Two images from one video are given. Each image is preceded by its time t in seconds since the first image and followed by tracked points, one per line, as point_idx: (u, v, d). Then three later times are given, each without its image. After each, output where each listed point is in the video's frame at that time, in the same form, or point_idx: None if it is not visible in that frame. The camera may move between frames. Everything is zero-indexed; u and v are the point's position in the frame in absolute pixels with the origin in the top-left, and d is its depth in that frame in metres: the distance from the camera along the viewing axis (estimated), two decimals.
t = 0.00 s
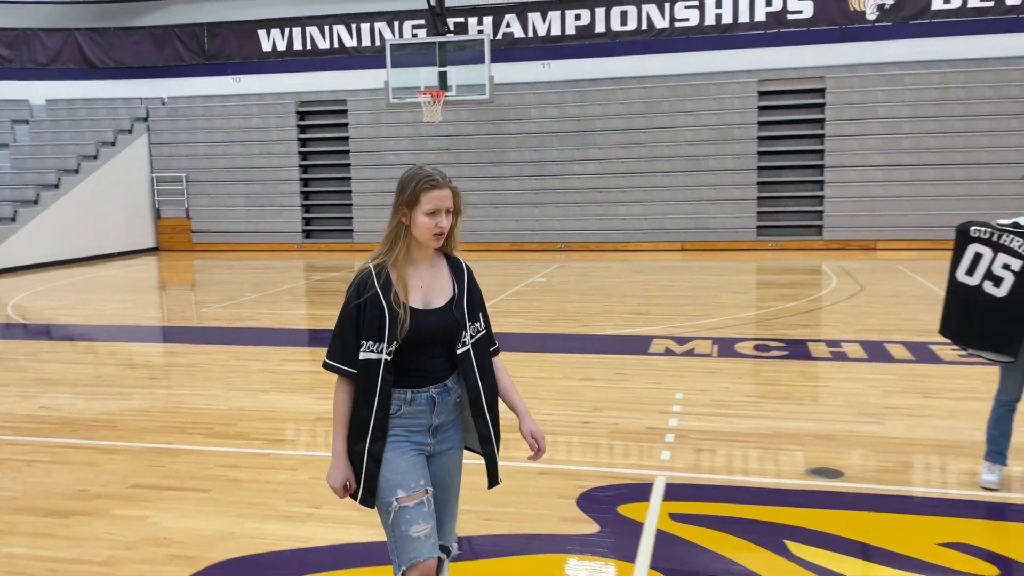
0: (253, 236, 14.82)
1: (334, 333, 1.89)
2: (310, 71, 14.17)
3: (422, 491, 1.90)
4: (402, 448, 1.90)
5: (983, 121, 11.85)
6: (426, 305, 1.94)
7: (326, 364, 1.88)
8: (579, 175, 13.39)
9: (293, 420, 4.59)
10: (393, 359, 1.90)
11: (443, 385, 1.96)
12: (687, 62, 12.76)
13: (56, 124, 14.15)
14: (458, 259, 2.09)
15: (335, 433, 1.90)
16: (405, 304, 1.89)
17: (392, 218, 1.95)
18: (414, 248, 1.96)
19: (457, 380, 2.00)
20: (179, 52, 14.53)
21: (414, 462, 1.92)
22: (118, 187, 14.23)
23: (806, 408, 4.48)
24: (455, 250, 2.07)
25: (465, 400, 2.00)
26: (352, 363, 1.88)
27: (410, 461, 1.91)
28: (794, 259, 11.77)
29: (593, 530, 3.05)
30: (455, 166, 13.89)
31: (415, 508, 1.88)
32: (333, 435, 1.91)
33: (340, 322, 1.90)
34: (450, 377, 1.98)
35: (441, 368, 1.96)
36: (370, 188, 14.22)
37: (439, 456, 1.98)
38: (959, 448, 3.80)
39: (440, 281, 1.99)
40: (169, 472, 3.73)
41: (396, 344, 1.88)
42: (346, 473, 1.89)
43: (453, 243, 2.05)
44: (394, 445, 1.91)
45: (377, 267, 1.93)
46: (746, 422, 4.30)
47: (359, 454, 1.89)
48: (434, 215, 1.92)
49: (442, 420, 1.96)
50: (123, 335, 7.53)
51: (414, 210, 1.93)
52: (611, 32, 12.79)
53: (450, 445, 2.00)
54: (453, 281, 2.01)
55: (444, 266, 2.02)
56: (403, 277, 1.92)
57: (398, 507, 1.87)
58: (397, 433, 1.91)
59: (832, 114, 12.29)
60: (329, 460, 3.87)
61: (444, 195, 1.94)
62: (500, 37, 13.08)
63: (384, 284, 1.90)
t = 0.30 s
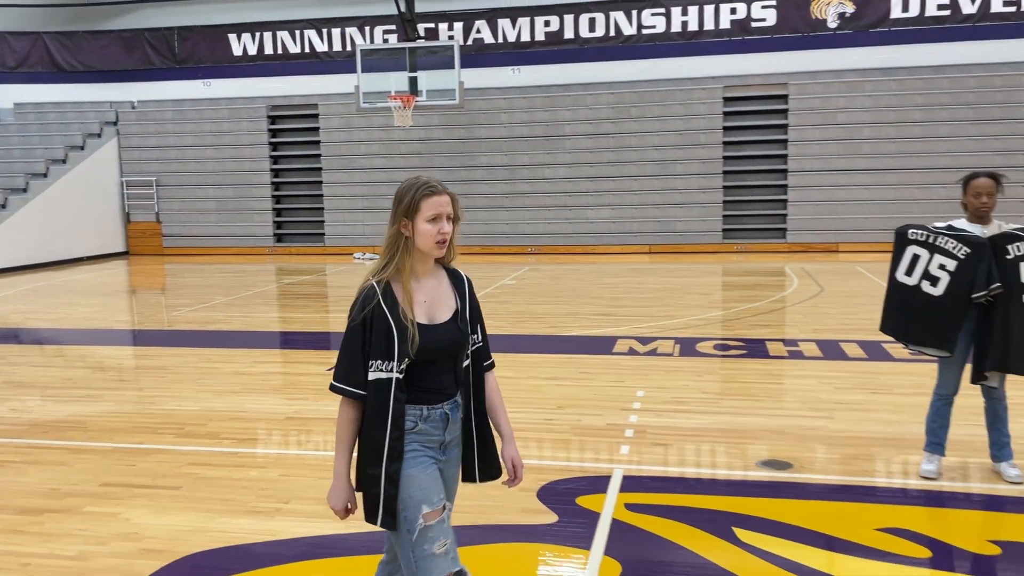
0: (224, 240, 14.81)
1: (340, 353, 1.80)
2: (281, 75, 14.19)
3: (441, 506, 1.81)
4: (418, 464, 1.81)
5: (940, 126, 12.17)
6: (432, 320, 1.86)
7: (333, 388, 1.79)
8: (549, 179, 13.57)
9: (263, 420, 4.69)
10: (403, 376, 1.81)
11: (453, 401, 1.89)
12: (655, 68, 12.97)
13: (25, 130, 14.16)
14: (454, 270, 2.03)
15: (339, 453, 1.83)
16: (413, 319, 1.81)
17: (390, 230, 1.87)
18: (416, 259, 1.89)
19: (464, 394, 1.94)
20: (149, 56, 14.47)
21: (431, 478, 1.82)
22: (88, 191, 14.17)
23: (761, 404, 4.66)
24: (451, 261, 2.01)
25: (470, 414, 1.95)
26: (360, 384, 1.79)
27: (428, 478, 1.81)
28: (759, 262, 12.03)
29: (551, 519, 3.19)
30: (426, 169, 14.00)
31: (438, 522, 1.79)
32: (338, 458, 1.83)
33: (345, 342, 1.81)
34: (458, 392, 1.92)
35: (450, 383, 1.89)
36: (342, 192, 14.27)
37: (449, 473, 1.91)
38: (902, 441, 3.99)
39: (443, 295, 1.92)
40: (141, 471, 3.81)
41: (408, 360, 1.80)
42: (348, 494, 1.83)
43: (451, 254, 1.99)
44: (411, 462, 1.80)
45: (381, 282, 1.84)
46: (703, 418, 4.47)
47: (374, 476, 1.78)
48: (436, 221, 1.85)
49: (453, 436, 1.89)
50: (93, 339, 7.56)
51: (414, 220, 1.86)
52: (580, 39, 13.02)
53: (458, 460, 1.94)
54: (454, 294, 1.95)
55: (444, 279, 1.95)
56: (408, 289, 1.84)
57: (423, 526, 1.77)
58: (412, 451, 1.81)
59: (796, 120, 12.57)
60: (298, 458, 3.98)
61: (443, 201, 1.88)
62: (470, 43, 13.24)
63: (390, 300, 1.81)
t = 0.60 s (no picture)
0: (196, 243, 14.80)
1: (351, 348, 1.74)
2: (254, 78, 14.19)
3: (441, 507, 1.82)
4: (426, 464, 1.80)
5: (902, 130, 12.47)
6: (438, 313, 1.84)
7: (340, 384, 1.72)
8: (521, 182, 13.71)
9: (235, 419, 4.77)
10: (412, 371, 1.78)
11: (457, 395, 1.88)
12: (626, 72, 13.15)
13: None
14: (457, 264, 2.00)
15: (370, 456, 1.73)
16: (421, 311, 1.78)
17: (395, 222, 1.84)
18: (421, 252, 1.86)
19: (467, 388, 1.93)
20: (121, 59, 14.38)
21: (437, 476, 1.82)
22: (59, 194, 14.10)
23: (721, 399, 4.82)
24: (454, 255, 1.99)
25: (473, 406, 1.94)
26: (374, 379, 1.74)
27: (434, 475, 1.81)
28: (727, 263, 12.24)
29: (515, 509, 3.32)
30: (399, 172, 14.07)
31: (434, 530, 1.81)
32: (369, 460, 1.74)
33: (355, 337, 1.75)
34: (461, 387, 1.90)
35: (453, 376, 1.88)
36: (315, 195, 14.31)
37: (461, 466, 1.89)
38: (854, 434, 4.16)
39: (448, 289, 1.89)
40: (115, 468, 3.88)
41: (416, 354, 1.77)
42: (394, 494, 1.74)
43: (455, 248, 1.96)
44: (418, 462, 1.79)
45: (387, 275, 1.80)
46: (665, 413, 4.62)
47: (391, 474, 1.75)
48: (442, 211, 1.83)
49: (459, 430, 1.87)
50: (65, 341, 7.59)
51: (420, 210, 1.84)
52: (552, 43, 13.14)
53: (469, 450, 1.92)
54: (460, 289, 1.93)
55: (447, 273, 1.93)
56: (413, 282, 1.81)
57: (416, 528, 1.79)
58: (421, 451, 1.80)
59: (763, 124, 12.81)
60: (270, 454, 4.07)
61: (448, 191, 1.85)
62: (443, 47, 13.35)
63: (398, 293, 1.77)
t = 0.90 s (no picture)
0: (167, 245, 14.76)
1: (367, 349, 1.78)
2: (226, 80, 14.18)
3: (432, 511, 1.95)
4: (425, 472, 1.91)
5: (865, 134, 12.76)
6: (447, 321, 1.92)
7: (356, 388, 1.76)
8: (493, 184, 13.84)
9: (206, 418, 4.84)
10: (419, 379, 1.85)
11: (461, 403, 1.96)
12: (597, 77, 13.32)
13: None
14: (462, 275, 2.08)
15: (407, 457, 1.77)
16: (430, 317, 1.85)
17: (407, 230, 1.92)
18: (433, 258, 1.93)
19: (472, 396, 2.00)
20: (91, 61, 14.33)
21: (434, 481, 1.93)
22: (28, 196, 14.01)
23: (681, 395, 4.99)
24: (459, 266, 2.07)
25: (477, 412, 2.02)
26: (396, 384, 1.78)
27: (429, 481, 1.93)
28: (696, 265, 12.45)
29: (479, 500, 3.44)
30: (372, 175, 14.13)
31: (419, 536, 1.94)
32: (408, 462, 1.77)
33: (370, 339, 1.79)
34: (466, 394, 1.98)
35: (456, 385, 1.96)
36: (288, 197, 14.33)
37: (466, 472, 1.97)
38: (806, 427, 4.34)
39: (455, 297, 1.97)
40: (86, 465, 3.95)
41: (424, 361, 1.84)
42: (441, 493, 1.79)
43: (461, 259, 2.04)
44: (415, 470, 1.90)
45: (400, 281, 1.87)
46: (627, 408, 4.77)
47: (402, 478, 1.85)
48: (454, 218, 1.91)
49: (462, 437, 1.95)
50: (35, 343, 7.60)
51: (433, 217, 1.91)
52: (524, 47, 13.29)
53: (474, 456, 1.99)
54: (467, 298, 2.01)
55: (455, 281, 2.01)
56: (425, 289, 1.88)
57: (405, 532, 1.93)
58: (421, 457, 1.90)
59: (730, 128, 13.06)
60: (241, 451, 4.16)
61: (459, 199, 1.94)
62: (415, 51, 13.45)
63: (410, 298, 1.84)
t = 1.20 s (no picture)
0: (145, 247, 14.74)
1: (395, 351, 1.88)
2: (203, 81, 14.19)
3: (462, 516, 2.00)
4: (453, 474, 1.96)
5: (835, 137, 12.99)
6: (477, 321, 1.98)
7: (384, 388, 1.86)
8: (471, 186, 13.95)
9: (180, 417, 4.91)
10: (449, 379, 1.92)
11: (492, 405, 2.01)
12: (573, 79, 13.45)
13: None
14: (496, 275, 2.14)
15: (410, 461, 1.88)
16: (459, 317, 1.92)
17: (434, 233, 2.00)
18: (461, 260, 2.00)
19: (505, 398, 2.05)
20: (66, 62, 14.27)
21: (464, 483, 1.97)
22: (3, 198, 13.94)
23: (648, 392, 5.13)
24: (492, 266, 2.13)
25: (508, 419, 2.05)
26: (419, 385, 1.87)
27: (459, 484, 1.97)
28: (670, 266, 12.63)
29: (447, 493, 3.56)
30: (350, 176, 14.19)
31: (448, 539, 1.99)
32: (408, 466, 1.88)
33: (398, 340, 1.89)
34: (498, 396, 2.03)
35: (488, 389, 2.01)
36: (265, 199, 14.35)
37: (495, 474, 2.00)
38: (766, 422, 4.49)
39: (486, 297, 2.03)
40: (61, 463, 4.02)
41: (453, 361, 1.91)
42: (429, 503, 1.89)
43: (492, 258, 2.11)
44: (444, 472, 1.95)
45: (429, 283, 1.95)
46: (594, 405, 4.90)
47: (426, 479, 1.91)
48: (476, 218, 1.95)
49: (493, 440, 2.00)
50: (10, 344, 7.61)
51: (455, 219, 1.97)
52: (501, 50, 13.41)
53: (507, 459, 2.02)
54: (499, 296, 2.07)
55: (486, 282, 2.07)
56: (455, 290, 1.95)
57: (433, 535, 1.98)
58: (451, 458, 1.95)
59: (703, 131, 13.25)
60: (215, 449, 4.24)
61: (482, 199, 1.98)
62: (392, 53, 13.53)
63: (439, 299, 1.92)
